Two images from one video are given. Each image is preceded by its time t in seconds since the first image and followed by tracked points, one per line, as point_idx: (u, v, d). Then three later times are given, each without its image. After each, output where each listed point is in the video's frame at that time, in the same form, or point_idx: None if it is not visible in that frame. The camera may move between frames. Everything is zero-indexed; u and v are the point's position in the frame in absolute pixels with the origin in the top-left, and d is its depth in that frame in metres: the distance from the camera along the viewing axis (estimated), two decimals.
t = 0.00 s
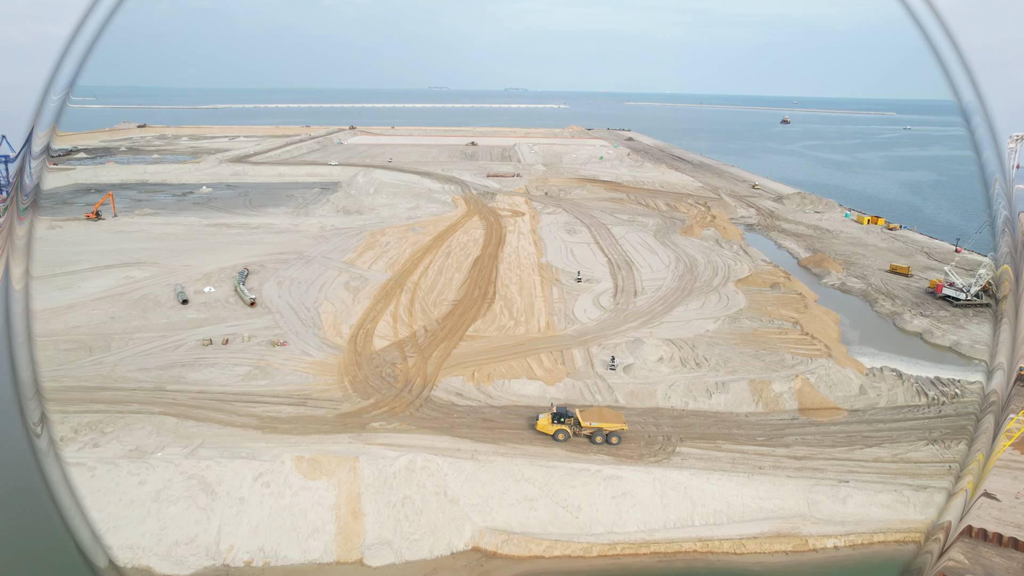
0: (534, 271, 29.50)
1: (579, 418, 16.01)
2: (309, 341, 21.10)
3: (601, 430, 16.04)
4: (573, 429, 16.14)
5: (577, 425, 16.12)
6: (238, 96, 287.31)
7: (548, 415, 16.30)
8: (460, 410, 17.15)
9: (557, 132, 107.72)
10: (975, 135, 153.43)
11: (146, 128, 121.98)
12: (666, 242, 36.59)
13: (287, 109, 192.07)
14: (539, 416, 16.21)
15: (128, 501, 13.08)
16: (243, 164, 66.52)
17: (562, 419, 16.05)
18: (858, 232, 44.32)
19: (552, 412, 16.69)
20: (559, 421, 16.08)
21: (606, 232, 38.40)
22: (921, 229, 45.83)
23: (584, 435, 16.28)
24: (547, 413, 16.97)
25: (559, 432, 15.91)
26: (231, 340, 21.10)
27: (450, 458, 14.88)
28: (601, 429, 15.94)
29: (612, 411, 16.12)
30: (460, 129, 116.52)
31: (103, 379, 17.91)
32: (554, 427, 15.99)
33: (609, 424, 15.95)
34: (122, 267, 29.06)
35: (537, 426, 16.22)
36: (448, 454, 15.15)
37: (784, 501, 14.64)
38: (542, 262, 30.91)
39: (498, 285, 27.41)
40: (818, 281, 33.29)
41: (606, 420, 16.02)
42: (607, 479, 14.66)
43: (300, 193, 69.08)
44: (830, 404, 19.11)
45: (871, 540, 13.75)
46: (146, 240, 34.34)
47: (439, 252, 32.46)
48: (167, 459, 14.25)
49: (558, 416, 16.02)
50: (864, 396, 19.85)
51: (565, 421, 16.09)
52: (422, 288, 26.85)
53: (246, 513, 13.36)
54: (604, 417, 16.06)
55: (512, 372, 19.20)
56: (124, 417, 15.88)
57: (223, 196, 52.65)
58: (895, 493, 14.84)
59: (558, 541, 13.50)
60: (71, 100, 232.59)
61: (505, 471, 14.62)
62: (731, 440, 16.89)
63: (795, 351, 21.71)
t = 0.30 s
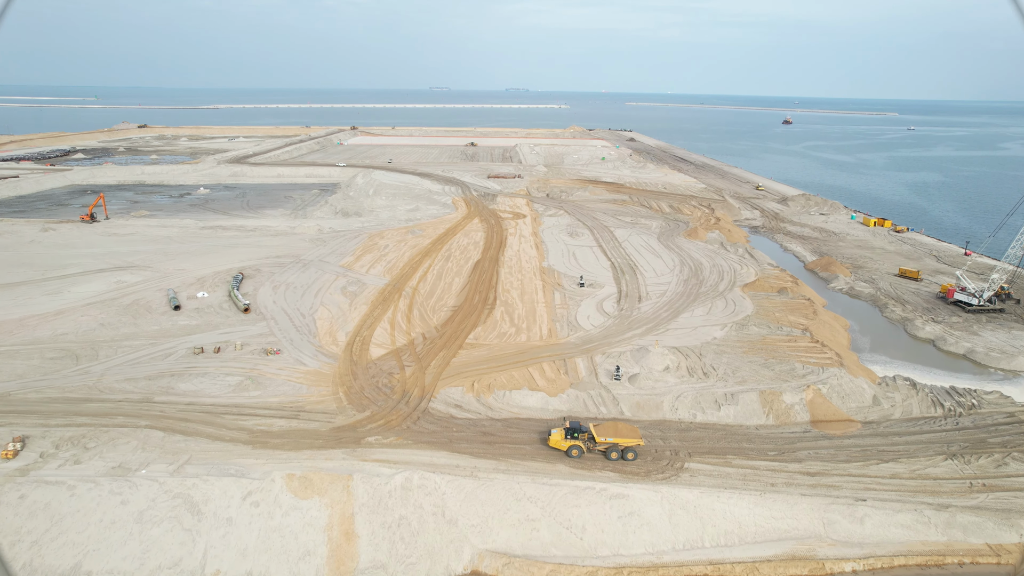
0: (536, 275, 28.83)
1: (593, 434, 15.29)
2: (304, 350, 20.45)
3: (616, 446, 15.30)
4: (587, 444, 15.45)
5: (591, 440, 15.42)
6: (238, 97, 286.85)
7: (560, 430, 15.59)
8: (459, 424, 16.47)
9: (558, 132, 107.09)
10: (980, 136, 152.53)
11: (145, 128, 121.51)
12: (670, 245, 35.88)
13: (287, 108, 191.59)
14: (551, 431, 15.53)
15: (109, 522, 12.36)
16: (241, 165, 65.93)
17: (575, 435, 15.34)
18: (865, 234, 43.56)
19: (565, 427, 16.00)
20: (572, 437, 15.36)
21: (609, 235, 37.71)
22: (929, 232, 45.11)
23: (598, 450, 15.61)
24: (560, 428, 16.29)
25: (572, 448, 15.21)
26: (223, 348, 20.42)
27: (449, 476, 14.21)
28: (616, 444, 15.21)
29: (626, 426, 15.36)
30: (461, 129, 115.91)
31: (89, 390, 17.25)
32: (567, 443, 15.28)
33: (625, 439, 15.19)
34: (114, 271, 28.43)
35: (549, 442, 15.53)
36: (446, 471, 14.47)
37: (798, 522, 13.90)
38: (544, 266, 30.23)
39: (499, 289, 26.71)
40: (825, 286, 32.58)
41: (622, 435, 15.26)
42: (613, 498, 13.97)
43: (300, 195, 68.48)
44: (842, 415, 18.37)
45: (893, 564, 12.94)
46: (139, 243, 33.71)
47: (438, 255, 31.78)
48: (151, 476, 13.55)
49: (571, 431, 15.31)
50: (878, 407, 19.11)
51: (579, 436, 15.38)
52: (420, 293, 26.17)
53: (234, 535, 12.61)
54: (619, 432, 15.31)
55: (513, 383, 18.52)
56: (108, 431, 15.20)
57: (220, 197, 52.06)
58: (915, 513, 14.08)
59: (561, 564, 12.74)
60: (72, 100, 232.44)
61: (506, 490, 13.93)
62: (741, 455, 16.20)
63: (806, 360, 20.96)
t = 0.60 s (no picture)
0: (538, 281, 28.08)
1: (611, 453, 14.57)
2: (297, 360, 19.69)
3: (634, 466, 14.57)
4: (604, 464, 14.70)
5: (608, 460, 14.66)
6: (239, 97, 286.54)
7: (576, 449, 14.82)
8: (457, 441, 15.72)
9: (559, 133, 106.38)
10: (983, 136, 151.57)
11: (144, 129, 120.92)
12: (675, 249, 35.11)
13: (287, 109, 190.87)
14: (567, 451, 14.76)
15: (84, 551, 11.56)
16: (239, 166, 65.24)
17: (592, 454, 14.57)
18: (872, 237, 42.78)
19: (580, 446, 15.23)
20: (588, 456, 14.59)
21: (612, 238, 36.99)
22: (937, 234, 44.32)
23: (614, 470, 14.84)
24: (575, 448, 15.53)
25: (588, 468, 14.44)
26: (213, 358, 19.68)
27: (447, 499, 13.44)
28: (635, 464, 14.47)
29: (645, 445, 14.74)
30: (461, 129, 115.20)
31: (70, 404, 16.48)
32: (583, 463, 14.50)
33: (644, 458, 14.47)
34: (105, 276, 27.71)
35: (564, 463, 14.74)
36: (444, 493, 13.70)
37: (816, 547, 13.06)
38: (545, 271, 29.47)
39: (500, 295, 25.98)
40: (834, 291, 31.79)
41: (640, 454, 14.55)
42: (620, 522, 13.19)
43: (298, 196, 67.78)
44: (859, 430, 17.55)
45: None
46: (132, 247, 33.00)
47: (438, 259, 31.04)
48: (132, 499, 12.77)
49: (588, 451, 14.54)
50: (894, 420, 18.30)
51: (596, 456, 14.63)
52: (419, 299, 25.43)
53: (218, 563, 11.75)
54: (637, 451, 14.62)
55: (514, 396, 17.76)
56: (88, 449, 14.42)
57: (216, 200, 51.34)
58: (939, 538, 13.27)
59: None
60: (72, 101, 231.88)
61: (507, 514, 13.16)
62: (753, 473, 15.43)
63: (818, 371, 20.16)
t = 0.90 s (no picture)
0: (539, 287, 27.24)
1: (630, 475, 13.87)
2: (288, 373, 18.86)
3: (655, 489, 13.91)
4: (623, 488, 13.94)
5: (627, 483, 13.97)
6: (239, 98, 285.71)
7: (593, 471, 14.02)
8: (455, 461, 14.88)
9: (560, 134, 105.55)
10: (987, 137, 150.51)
11: (142, 129, 120.16)
12: (680, 253, 34.26)
13: (287, 109, 190.09)
14: (584, 473, 13.94)
15: None
16: (235, 167, 64.43)
17: (611, 477, 13.79)
18: (880, 241, 41.92)
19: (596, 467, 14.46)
20: (606, 479, 13.80)
21: (615, 241, 36.17)
22: (946, 238, 43.43)
23: (633, 493, 14.15)
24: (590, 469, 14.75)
25: (607, 493, 13.66)
26: (201, 370, 18.84)
27: (443, 526, 12.59)
28: (655, 488, 13.81)
29: (668, 467, 14.01)
30: (461, 129, 114.38)
31: (47, 422, 15.62)
32: (601, 487, 13.73)
33: (666, 481, 13.80)
34: (93, 282, 26.89)
35: (581, 486, 13.92)
36: (441, 519, 12.85)
37: None
38: (547, 277, 28.63)
39: (500, 302, 25.14)
40: (843, 297, 30.93)
41: (661, 478, 13.85)
42: (629, 552, 12.35)
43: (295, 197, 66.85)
44: (877, 447, 16.67)
45: None
46: (123, 251, 32.16)
47: (436, 264, 30.20)
48: (107, 528, 11.92)
49: (606, 474, 13.76)
50: (913, 436, 17.43)
51: (615, 479, 13.83)
52: (416, 306, 24.59)
53: None
54: (659, 474, 13.94)
55: (515, 412, 16.93)
56: (63, 472, 13.56)
57: (212, 201, 50.50)
58: (970, 568, 12.42)
59: None
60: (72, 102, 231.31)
61: (508, 543, 12.31)
62: (768, 496, 14.59)
63: (832, 384, 19.28)
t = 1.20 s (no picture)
0: (541, 294, 26.23)
1: (655, 506, 12.81)
2: (277, 389, 17.85)
3: (682, 520, 12.86)
4: (647, 518, 12.92)
5: (651, 513, 12.92)
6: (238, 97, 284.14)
7: (615, 501, 12.92)
8: (452, 488, 13.88)
9: (561, 134, 104.55)
10: (993, 137, 149.16)
11: (140, 129, 119.33)
12: (686, 258, 33.23)
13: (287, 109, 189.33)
14: (604, 504, 12.87)
15: None
16: (233, 168, 63.59)
17: (634, 508, 12.71)
18: (891, 244, 40.87)
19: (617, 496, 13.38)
20: (629, 510, 12.72)
21: (619, 246, 35.16)
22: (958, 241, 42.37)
23: (658, 524, 13.10)
24: (610, 497, 13.70)
25: (630, 525, 12.67)
26: (185, 386, 17.82)
27: (438, 562, 11.57)
28: (682, 518, 12.74)
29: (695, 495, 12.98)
30: (461, 129, 113.42)
31: (16, 444, 14.64)
32: (624, 519, 12.68)
33: (693, 512, 12.75)
34: (79, 290, 25.92)
35: (602, 517, 12.87)
36: (436, 555, 11.84)
37: None
38: (549, 283, 27.63)
39: (500, 311, 24.13)
40: (856, 303, 29.88)
41: (689, 507, 12.80)
42: None
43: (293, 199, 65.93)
44: (901, 470, 15.59)
45: None
46: (112, 256, 31.21)
47: (435, 270, 29.18)
48: (70, 567, 10.91)
49: (629, 504, 12.66)
50: (939, 457, 16.37)
51: (638, 509, 12.78)
52: (413, 316, 23.58)
53: None
54: (685, 504, 12.89)
55: (516, 432, 15.90)
56: (28, 501, 12.57)
57: (207, 204, 49.57)
58: None
59: None
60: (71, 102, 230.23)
61: None
62: (788, 525, 13.57)
63: (851, 400, 18.23)
